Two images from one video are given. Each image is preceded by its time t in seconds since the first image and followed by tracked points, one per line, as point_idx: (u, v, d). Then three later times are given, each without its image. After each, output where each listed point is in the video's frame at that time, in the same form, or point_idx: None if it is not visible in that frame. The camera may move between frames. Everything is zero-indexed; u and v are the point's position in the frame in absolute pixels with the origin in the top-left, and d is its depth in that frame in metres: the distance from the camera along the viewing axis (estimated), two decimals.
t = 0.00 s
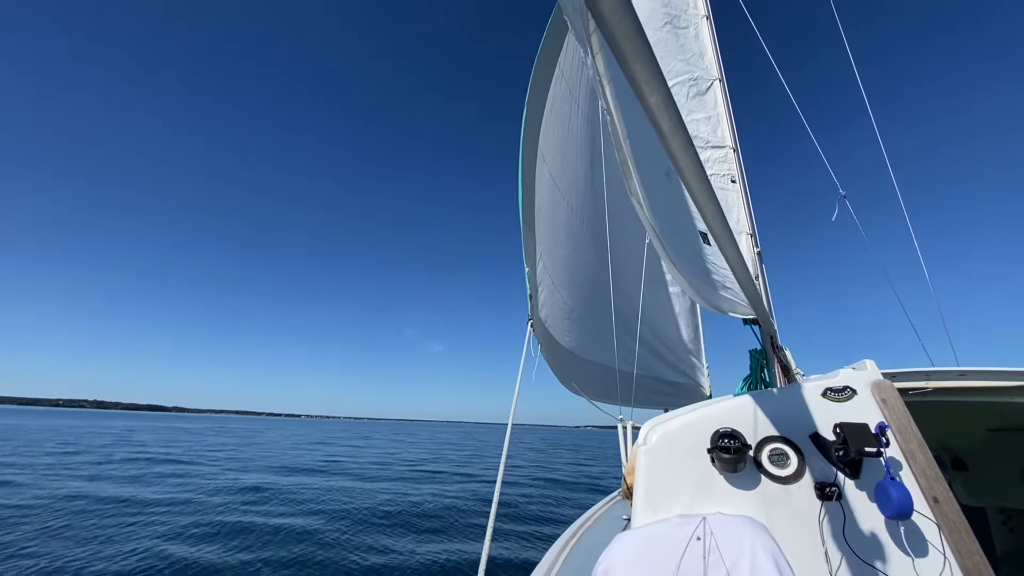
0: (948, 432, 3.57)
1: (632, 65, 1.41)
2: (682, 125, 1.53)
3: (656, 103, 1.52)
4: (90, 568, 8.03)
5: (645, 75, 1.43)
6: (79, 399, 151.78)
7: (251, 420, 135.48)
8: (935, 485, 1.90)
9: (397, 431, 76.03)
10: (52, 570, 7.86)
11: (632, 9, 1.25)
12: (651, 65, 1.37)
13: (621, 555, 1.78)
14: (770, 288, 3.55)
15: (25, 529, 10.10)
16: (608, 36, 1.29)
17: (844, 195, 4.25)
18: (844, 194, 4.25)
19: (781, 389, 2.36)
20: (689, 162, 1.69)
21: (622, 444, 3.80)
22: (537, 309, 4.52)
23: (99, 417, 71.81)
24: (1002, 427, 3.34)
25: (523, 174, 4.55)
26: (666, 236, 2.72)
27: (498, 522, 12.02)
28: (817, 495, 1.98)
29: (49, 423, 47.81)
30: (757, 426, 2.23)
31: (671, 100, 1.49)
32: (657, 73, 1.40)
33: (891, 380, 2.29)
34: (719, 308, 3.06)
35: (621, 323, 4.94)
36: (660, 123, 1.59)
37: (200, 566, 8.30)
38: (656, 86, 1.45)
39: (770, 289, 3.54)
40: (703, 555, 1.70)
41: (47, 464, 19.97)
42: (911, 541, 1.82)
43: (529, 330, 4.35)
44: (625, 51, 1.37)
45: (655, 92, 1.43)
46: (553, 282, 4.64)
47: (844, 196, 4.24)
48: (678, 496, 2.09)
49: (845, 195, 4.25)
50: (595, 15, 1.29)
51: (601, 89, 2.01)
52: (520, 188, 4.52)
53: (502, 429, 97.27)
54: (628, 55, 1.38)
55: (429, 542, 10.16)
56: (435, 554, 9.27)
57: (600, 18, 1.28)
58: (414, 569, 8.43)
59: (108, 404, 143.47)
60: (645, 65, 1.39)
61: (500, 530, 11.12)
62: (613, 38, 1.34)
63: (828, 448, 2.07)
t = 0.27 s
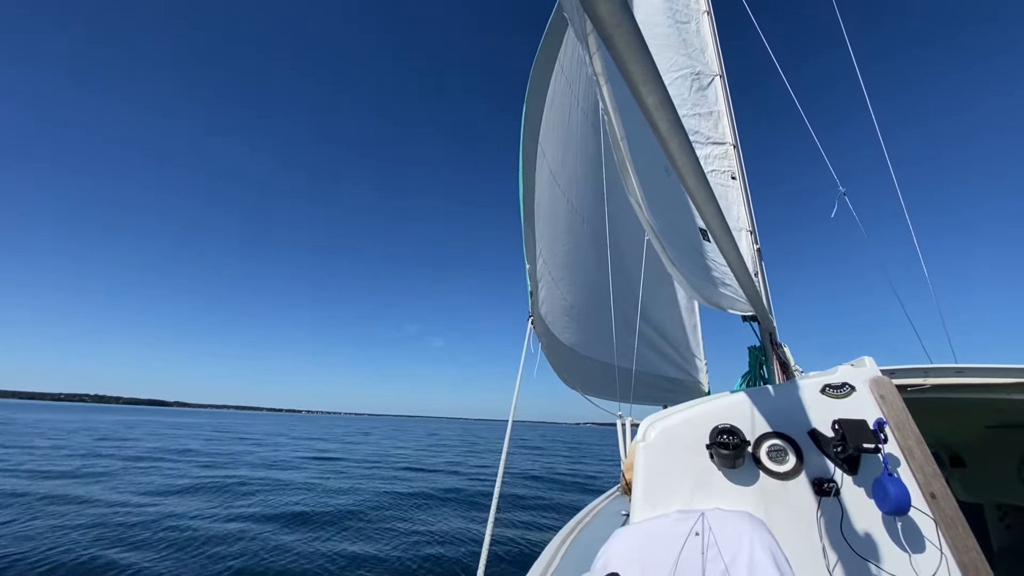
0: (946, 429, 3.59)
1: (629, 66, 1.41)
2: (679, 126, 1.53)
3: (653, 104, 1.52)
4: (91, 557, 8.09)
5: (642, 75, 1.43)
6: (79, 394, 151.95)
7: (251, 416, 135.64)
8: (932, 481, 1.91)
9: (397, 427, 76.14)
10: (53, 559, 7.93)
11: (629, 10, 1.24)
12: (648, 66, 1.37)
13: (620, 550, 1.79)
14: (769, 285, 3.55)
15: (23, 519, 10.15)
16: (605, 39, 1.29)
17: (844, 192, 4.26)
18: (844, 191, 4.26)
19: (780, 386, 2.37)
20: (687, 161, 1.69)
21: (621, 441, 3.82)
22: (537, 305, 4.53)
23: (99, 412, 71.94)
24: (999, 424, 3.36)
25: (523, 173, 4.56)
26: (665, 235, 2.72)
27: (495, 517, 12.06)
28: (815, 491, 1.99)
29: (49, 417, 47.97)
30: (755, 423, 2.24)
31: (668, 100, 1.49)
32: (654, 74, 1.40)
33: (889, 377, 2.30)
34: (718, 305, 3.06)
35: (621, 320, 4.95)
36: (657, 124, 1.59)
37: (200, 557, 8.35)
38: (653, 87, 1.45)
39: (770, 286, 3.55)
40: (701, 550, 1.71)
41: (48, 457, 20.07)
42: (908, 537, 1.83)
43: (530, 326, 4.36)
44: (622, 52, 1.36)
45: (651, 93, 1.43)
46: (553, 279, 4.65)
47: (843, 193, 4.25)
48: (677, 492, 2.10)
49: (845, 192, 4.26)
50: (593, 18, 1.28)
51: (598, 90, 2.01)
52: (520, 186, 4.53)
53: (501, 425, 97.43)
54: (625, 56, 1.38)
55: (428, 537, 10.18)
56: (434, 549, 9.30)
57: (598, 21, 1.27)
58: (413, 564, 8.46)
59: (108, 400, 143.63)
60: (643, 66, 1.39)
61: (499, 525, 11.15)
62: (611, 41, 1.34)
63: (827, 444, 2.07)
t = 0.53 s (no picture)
0: (942, 423, 3.59)
1: (628, 61, 1.41)
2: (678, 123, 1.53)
3: (651, 99, 1.52)
4: (90, 552, 8.13)
5: (640, 69, 1.43)
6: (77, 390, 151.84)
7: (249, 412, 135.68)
8: (927, 476, 1.92)
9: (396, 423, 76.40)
10: (51, 553, 7.97)
11: (628, 5, 1.24)
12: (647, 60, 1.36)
13: (617, 545, 1.80)
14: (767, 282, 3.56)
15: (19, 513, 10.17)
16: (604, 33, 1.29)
17: (841, 189, 4.27)
18: (841, 188, 4.27)
19: (778, 382, 2.38)
20: (685, 157, 1.69)
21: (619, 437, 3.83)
22: (536, 302, 4.52)
23: (99, 407, 72.12)
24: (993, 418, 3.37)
25: (522, 168, 4.51)
26: (663, 230, 2.73)
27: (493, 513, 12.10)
28: (811, 486, 2.00)
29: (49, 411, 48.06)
30: (752, 419, 2.25)
31: (667, 95, 1.49)
32: (653, 69, 1.40)
33: (886, 373, 2.31)
34: (715, 302, 3.07)
35: (619, 316, 4.96)
36: (657, 119, 1.59)
37: (199, 553, 8.39)
38: (651, 82, 1.45)
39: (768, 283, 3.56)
40: (698, 544, 1.72)
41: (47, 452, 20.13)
42: (904, 531, 1.84)
43: (528, 323, 4.36)
44: (621, 47, 1.36)
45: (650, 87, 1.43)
46: (552, 275, 4.65)
47: (841, 189, 4.26)
48: (674, 486, 2.10)
49: (842, 188, 4.27)
50: (592, 12, 1.28)
51: (596, 85, 2.01)
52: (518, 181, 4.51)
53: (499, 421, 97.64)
54: (623, 50, 1.38)
55: (425, 532, 10.23)
56: (432, 544, 9.34)
57: (597, 16, 1.27)
58: (411, 559, 8.50)
59: (106, 395, 143.54)
60: (642, 60, 1.38)
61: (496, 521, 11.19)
62: (609, 35, 1.34)
63: (824, 439, 2.08)
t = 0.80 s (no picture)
0: (940, 421, 3.61)
1: (633, 48, 1.41)
2: (682, 113, 1.53)
3: (655, 88, 1.52)
4: (87, 544, 8.16)
5: (644, 57, 1.42)
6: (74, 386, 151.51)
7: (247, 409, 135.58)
8: (927, 469, 1.93)
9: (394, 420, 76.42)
10: (47, 544, 7.99)
11: None
12: (651, 46, 1.36)
13: (617, 538, 1.80)
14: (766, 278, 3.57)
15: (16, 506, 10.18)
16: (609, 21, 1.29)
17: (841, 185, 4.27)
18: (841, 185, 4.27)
19: (777, 376, 2.38)
20: (688, 149, 1.69)
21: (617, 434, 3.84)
22: (535, 299, 4.52)
23: (97, 402, 72.08)
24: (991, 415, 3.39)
25: (520, 164, 4.53)
26: (663, 223, 2.75)
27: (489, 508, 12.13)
28: (810, 479, 2.01)
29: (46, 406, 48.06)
30: (751, 413, 2.25)
31: (671, 84, 1.49)
32: (657, 57, 1.40)
33: (885, 367, 2.31)
34: (714, 297, 3.08)
35: (617, 313, 4.97)
36: (660, 109, 1.59)
37: (196, 545, 8.42)
38: (656, 70, 1.45)
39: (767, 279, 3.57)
40: (698, 537, 1.72)
41: (45, 445, 20.17)
42: (902, 524, 1.85)
43: (526, 319, 4.36)
44: (626, 32, 1.36)
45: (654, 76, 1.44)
46: (550, 272, 4.65)
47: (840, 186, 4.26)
48: (673, 481, 2.11)
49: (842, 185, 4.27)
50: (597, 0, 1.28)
51: (599, 74, 2.01)
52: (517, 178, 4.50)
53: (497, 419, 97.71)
54: (627, 36, 1.38)
55: (423, 526, 10.26)
56: (429, 538, 9.35)
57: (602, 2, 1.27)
58: (409, 553, 8.52)
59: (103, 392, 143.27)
60: (646, 46, 1.38)
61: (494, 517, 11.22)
62: (614, 21, 1.34)
63: (824, 433, 2.09)
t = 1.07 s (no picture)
0: (935, 422, 3.63)
1: (634, 38, 1.43)
2: (683, 108, 1.54)
3: (657, 82, 1.53)
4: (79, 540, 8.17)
5: (645, 47, 1.44)
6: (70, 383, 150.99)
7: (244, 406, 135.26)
8: (921, 468, 1.93)
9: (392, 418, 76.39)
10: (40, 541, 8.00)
11: None
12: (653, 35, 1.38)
13: (612, 536, 1.80)
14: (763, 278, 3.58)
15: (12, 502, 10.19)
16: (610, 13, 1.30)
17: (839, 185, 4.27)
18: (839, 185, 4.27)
19: (774, 374, 2.39)
20: (688, 145, 1.71)
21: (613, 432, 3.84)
22: (531, 299, 4.54)
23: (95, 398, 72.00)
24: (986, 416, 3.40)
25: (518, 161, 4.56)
26: (663, 222, 2.73)
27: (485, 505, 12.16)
28: (806, 478, 2.01)
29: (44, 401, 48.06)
30: (748, 411, 2.26)
31: (672, 78, 1.50)
32: (659, 48, 1.41)
33: (881, 366, 2.32)
34: (713, 298, 3.08)
35: (615, 312, 4.98)
36: (661, 103, 1.60)
37: (189, 540, 8.45)
38: (658, 63, 1.46)
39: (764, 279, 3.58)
40: (694, 536, 1.73)
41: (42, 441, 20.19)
42: (897, 523, 1.86)
43: (522, 319, 4.38)
44: (627, 19, 1.38)
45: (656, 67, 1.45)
46: (547, 272, 4.66)
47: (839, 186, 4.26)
48: (669, 480, 2.11)
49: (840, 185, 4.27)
50: None
51: (601, 69, 2.01)
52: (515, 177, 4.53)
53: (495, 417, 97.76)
54: (630, 25, 1.40)
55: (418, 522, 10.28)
56: (425, 535, 9.37)
57: None
58: (405, 550, 8.54)
59: (99, 388, 142.71)
60: (648, 36, 1.40)
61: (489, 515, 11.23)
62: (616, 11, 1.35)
63: (820, 431, 2.09)
